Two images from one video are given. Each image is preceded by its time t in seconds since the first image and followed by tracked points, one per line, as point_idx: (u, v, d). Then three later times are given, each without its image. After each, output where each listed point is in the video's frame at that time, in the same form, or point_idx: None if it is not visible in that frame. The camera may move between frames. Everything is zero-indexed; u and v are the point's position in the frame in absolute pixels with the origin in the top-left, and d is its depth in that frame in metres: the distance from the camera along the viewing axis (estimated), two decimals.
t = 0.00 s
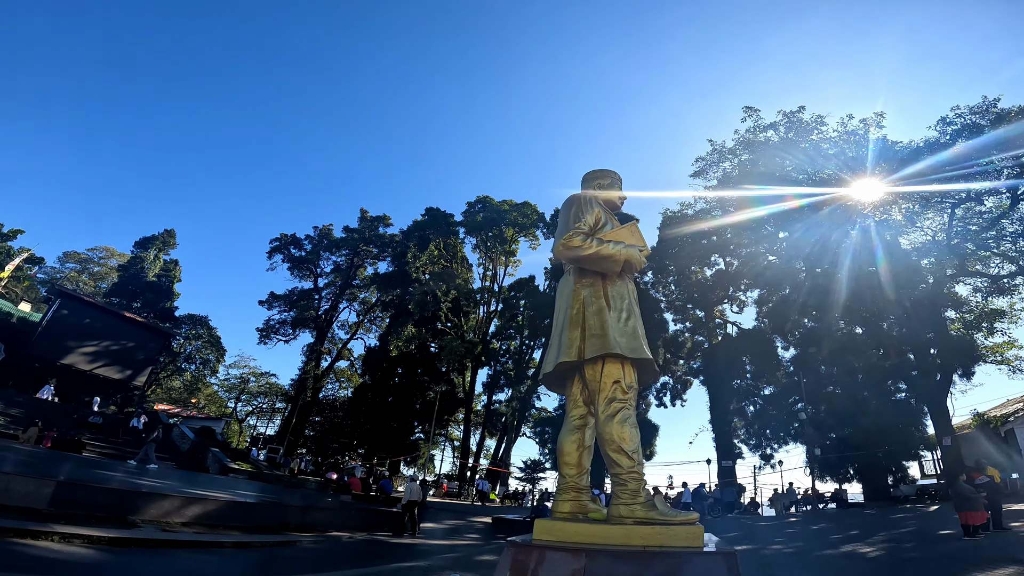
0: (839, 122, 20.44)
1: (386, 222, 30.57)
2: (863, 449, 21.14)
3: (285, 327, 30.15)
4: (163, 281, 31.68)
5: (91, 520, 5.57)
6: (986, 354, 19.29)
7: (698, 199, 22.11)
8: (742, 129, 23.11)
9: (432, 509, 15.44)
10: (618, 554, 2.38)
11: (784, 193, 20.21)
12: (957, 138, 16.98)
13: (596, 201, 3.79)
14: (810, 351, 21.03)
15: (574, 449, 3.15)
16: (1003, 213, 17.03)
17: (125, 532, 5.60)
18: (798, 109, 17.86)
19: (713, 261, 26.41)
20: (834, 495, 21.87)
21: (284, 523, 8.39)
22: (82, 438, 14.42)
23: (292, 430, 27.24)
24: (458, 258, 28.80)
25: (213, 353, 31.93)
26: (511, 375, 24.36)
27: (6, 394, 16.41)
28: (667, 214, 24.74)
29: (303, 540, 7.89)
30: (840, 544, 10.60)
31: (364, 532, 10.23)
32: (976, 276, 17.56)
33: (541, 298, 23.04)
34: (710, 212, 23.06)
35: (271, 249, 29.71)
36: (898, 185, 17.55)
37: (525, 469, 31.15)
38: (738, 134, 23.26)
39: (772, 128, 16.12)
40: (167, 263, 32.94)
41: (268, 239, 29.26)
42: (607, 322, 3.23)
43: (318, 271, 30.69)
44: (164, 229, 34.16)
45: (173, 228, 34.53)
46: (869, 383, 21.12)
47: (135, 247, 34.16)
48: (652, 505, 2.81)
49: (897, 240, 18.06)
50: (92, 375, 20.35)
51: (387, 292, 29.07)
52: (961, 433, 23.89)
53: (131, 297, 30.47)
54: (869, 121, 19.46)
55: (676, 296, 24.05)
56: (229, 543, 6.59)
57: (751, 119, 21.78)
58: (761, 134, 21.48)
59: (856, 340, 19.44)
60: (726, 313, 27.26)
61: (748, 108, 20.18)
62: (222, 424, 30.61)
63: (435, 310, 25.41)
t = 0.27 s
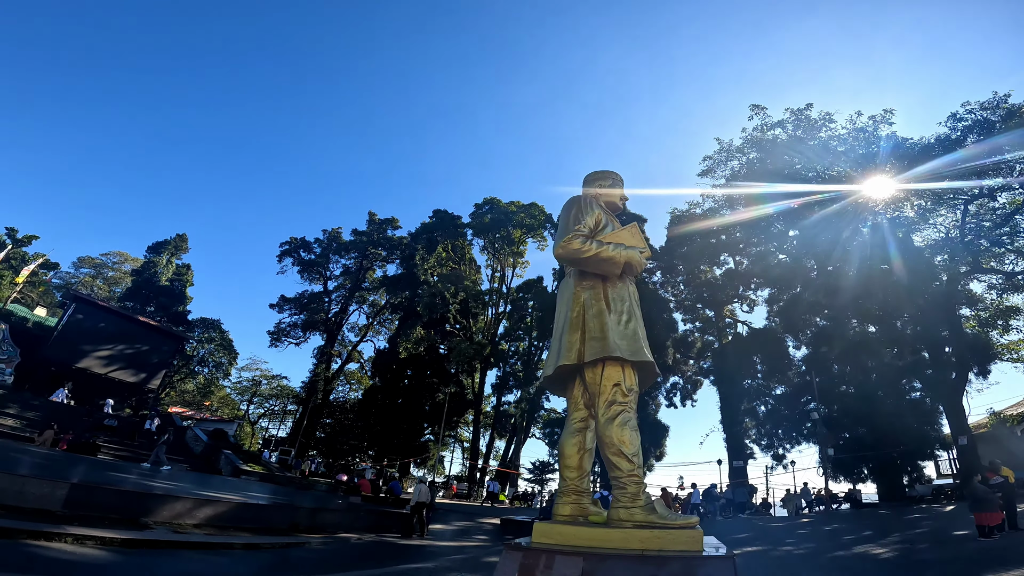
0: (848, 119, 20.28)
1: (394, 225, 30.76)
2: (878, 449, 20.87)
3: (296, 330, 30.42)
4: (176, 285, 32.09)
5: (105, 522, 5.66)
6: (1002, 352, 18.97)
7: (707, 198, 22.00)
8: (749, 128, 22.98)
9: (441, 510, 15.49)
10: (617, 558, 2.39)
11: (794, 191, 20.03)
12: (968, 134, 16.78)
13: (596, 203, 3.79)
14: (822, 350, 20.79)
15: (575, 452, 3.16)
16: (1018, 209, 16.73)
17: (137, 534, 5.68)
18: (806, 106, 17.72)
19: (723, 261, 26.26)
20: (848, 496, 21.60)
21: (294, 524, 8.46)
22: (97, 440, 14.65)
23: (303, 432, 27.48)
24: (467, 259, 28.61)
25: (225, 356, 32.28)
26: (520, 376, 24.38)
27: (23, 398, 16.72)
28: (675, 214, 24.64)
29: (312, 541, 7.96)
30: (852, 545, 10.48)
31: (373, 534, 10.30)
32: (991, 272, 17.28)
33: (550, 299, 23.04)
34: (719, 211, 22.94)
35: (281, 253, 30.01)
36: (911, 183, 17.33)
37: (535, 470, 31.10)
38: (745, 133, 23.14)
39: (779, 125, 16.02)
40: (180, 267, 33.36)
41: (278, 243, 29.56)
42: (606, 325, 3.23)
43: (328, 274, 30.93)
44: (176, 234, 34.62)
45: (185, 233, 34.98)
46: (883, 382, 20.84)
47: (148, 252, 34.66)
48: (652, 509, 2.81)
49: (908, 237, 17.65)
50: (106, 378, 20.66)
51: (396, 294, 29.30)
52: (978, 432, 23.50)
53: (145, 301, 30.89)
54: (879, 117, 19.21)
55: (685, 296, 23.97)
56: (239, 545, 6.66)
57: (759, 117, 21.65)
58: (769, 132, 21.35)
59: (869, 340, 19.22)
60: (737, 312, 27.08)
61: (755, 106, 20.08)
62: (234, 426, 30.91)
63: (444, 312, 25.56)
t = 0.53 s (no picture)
0: (853, 117, 20.16)
1: (399, 227, 30.86)
2: (887, 449, 20.69)
3: (303, 332, 30.58)
4: (184, 288, 32.34)
5: (113, 523, 5.72)
6: (1013, 352, 18.72)
7: (712, 197, 21.92)
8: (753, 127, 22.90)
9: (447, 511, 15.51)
10: (612, 561, 2.39)
11: (800, 190, 19.91)
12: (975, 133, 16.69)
13: (595, 204, 3.79)
14: (829, 349, 20.64)
15: (574, 454, 3.17)
16: None
17: (144, 535, 5.74)
18: (810, 105, 17.66)
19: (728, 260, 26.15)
20: (857, 496, 21.41)
21: (300, 525, 8.51)
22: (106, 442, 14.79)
23: (310, 433, 27.62)
24: (472, 262, 28.21)
25: (233, 358, 32.50)
26: (525, 377, 24.36)
27: (34, 401, 16.91)
28: (679, 214, 24.58)
29: (318, 542, 8.01)
30: (860, 546, 10.40)
31: (379, 535, 10.34)
32: (1000, 270, 17.07)
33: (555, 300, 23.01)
34: (724, 210, 22.85)
35: (288, 255, 30.18)
36: (919, 182, 17.22)
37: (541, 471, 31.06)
38: (750, 132, 23.05)
39: (784, 125, 15.93)
40: (188, 270, 33.64)
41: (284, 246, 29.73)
42: (604, 327, 3.23)
43: (334, 277, 31.08)
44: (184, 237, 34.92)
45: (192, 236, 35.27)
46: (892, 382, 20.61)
47: (156, 255, 34.96)
48: (649, 511, 2.82)
49: (917, 235, 17.59)
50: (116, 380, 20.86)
51: (401, 296, 29.41)
52: (989, 432, 23.25)
53: (153, 304, 31.15)
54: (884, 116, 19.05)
55: (691, 296, 23.92)
56: (245, 545, 6.71)
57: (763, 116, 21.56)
58: (774, 131, 21.27)
59: (877, 339, 19.06)
60: (743, 312, 26.96)
61: (759, 105, 19.99)
62: (242, 428, 31.08)
63: (449, 313, 25.63)
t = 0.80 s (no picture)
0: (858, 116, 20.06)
1: (404, 228, 30.99)
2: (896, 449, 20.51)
3: (309, 334, 30.74)
4: (191, 290, 32.60)
5: (120, 524, 5.78)
6: None
7: (717, 196, 21.87)
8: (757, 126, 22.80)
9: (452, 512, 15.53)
10: (607, 562, 2.40)
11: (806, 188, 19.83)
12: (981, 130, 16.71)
13: (593, 206, 3.81)
14: (836, 349, 20.50)
15: (573, 456, 3.17)
16: None
17: (151, 536, 5.80)
18: (815, 103, 17.60)
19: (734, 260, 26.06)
20: (866, 496, 21.24)
21: (305, 526, 8.56)
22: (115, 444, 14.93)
23: (316, 435, 27.75)
24: (476, 262, 28.41)
25: (240, 360, 32.71)
26: (531, 378, 24.35)
27: (45, 403, 17.12)
28: (684, 213, 24.53)
29: (323, 543, 8.07)
30: (867, 546, 10.33)
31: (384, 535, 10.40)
32: (1009, 268, 16.93)
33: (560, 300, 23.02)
34: (729, 209, 22.79)
35: (294, 257, 30.36)
36: (928, 181, 17.12)
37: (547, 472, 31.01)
38: (754, 132, 22.99)
39: (788, 123, 15.88)
40: (195, 272, 33.91)
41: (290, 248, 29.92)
42: (602, 328, 3.24)
43: (339, 278, 31.24)
44: (191, 240, 35.21)
45: (199, 239, 35.56)
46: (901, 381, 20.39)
47: (164, 258, 35.26)
48: (647, 513, 2.82)
49: (924, 234, 17.47)
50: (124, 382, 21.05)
51: (407, 298, 29.53)
52: (999, 431, 23.01)
53: (161, 306, 31.41)
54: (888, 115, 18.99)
55: (696, 296, 23.84)
56: (251, 546, 6.76)
57: (768, 115, 21.51)
58: (778, 130, 21.22)
59: (885, 338, 18.94)
60: (749, 311, 26.83)
61: (763, 104, 19.93)
62: (249, 430, 31.25)
63: (454, 314, 25.72)
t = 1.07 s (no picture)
0: (863, 114, 19.92)
1: (408, 230, 31.07)
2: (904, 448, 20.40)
3: (315, 335, 30.88)
4: (198, 292, 32.83)
5: (127, 524, 5.85)
6: None
7: (721, 196, 21.77)
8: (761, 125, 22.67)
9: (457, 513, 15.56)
10: (601, 563, 2.41)
11: (811, 187, 19.71)
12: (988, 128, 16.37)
13: (590, 207, 3.83)
14: (843, 348, 20.39)
15: (571, 457, 3.19)
16: None
17: (157, 536, 5.86)
18: (819, 101, 17.49)
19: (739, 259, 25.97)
20: (873, 497, 21.11)
21: (310, 526, 8.61)
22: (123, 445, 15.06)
23: (323, 436, 27.89)
24: (481, 263, 28.94)
25: (246, 362, 32.88)
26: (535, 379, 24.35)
27: (54, 405, 17.32)
28: (688, 213, 24.48)
29: (328, 543, 8.11)
30: (873, 547, 10.27)
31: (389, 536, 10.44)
32: (1017, 267, 16.77)
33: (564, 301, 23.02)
34: (733, 209, 22.69)
35: (299, 259, 30.50)
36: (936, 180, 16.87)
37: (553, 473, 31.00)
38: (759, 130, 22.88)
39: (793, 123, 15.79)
40: (201, 275, 34.15)
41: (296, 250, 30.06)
42: (599, 329, 3.25)
43: (345, 280, 31.36)
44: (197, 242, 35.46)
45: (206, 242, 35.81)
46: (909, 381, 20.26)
47: (171, 261, 35.53)
48: (643, 514, 2.84)
49: (931, 232, 17.34)
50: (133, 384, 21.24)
51: (411, 299, 29.61)
52: (1009, 430, 22.81)
53: (168, 309, 31.65)
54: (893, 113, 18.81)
55: (702, 296, 23.78)
56: (256, 546, 6.82)
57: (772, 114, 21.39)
58: (782, 129, 21.09)
59: (892, 337, 18.82)
60: (754, 311, 26.72)
61: (767, 103, 19.84)
62: (256, 431, 31.42)
63: (459, 316, 25.79)
